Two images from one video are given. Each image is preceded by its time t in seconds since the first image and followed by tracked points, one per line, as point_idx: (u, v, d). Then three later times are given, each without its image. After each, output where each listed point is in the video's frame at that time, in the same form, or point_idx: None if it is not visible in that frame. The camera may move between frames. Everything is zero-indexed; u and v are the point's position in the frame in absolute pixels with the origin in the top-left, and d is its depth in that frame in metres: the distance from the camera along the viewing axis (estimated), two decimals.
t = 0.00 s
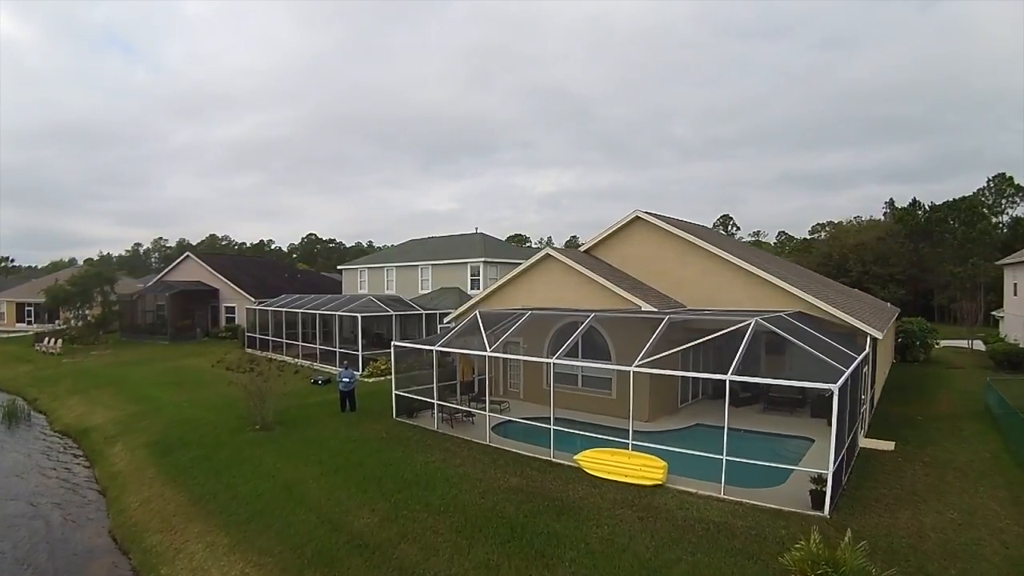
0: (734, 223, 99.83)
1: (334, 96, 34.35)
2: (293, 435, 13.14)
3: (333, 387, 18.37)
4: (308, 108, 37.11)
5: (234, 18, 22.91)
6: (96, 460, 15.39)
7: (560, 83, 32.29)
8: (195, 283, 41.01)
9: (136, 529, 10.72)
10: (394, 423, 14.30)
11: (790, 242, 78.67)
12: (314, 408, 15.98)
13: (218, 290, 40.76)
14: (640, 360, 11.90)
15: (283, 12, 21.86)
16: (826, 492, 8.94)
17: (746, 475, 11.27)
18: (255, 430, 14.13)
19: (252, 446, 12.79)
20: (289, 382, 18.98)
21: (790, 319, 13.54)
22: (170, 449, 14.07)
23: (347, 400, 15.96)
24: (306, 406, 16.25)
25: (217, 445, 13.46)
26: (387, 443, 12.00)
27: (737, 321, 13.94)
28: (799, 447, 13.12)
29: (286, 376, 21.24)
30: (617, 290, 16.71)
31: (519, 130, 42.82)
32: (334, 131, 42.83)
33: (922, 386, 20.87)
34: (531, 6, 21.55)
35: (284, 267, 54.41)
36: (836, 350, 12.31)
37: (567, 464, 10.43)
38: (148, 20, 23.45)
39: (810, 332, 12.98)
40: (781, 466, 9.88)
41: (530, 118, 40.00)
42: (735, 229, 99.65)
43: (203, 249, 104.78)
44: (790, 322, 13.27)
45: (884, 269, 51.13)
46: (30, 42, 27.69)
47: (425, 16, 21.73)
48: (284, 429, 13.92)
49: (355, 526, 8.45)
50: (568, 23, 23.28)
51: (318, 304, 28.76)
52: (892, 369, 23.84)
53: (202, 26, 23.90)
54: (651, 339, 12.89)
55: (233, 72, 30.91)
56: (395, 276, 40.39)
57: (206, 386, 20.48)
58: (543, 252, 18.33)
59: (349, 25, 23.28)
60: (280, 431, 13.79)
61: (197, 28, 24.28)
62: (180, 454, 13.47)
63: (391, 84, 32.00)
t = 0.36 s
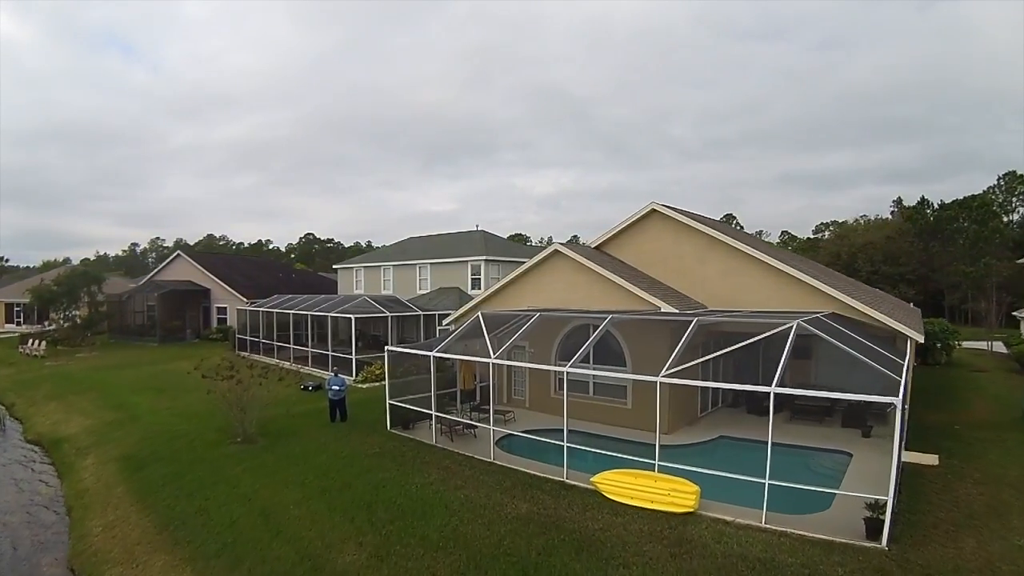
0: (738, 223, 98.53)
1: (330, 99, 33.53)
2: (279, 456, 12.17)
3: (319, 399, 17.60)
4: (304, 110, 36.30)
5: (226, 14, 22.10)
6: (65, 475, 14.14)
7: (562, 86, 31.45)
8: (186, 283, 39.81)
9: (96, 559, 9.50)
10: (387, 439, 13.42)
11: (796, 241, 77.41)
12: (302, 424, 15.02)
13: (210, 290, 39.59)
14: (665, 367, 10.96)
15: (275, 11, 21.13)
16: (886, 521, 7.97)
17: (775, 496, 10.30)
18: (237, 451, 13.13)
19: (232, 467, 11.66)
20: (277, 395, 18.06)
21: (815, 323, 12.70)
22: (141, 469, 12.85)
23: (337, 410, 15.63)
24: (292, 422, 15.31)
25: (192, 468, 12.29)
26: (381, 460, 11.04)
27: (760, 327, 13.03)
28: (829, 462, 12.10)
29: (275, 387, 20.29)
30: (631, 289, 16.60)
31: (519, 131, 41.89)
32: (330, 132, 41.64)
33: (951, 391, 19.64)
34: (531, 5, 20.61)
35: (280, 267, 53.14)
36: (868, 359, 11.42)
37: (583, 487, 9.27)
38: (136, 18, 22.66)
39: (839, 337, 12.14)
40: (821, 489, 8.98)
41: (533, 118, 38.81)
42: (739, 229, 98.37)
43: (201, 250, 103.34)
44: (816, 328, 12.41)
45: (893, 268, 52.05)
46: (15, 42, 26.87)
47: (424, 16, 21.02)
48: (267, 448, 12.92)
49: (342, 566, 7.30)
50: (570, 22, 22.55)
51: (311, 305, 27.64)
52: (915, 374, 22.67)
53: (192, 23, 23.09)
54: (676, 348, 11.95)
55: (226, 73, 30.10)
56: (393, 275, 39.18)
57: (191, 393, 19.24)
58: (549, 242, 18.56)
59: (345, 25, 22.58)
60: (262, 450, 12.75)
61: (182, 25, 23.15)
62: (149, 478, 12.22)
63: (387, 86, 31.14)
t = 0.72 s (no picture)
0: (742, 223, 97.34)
1: (327, 101, 32.65)
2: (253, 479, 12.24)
3: (309, 424, 17.69)
4: (303, 113, 35.55)
5: (220, 16, 21.35)
6: (28, 493, 12.95)
7: (564, 88, 30.59)
8: (177, 284, 38.76)
9: None
10: (359, 468, 13.82)
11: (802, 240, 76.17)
12: (276, 449, 15.20)
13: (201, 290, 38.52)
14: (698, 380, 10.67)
15: (267, 12, 20.32)
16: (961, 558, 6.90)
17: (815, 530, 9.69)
18: (212, 469, 13.05)
19: (204, 488, 11.56)
20: (253, 417, 18.01)
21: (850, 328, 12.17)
22: (108, 486, 12.11)
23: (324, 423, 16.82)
24: (265, 446, 15.40)
25: (165, 484, 12.03)
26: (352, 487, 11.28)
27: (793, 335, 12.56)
28: (866, 486, 11.97)
29: (255, 399, 19.98)
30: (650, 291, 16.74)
31: (520, 132, 41.01)
32: (327, 133, 40.54)
33: (980, 396, 18.56)
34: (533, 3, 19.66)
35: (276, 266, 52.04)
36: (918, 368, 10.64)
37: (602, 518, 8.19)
38: (125, 19, 21.87)
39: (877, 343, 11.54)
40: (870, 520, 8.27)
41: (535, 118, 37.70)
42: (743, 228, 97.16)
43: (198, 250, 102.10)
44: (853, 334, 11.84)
45: (902, 268, 50.57)
46: None
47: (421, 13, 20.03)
48: (240, 470, 12.99)
49: None
50: (573, 24, 21.81)
51: (303, 306, 26.65)
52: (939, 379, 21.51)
53: (183, 25, 22.31)
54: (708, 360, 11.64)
55: (219, 75, 29.24)
56: (390, 275, 38.08)
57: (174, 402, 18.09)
58: (563, 240, 18.90)
59: (340, 26, 21.79)
60: (234, 472, 12.78)
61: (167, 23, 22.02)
62: (117, 496, 11.61)
63: (384, 88, 30.17)
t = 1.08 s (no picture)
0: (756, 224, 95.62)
1: (333, 103, 32.17)
2: (235, 503, 12.37)
3: (306, 435, 17.54)
4: (310, 115, 35.15)
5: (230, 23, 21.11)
6: (5, 505, 12.15)
7: (574, 91, 29.91)
8: (178, 284, 38.41)
9: None
10: (345, 486, 13.84)
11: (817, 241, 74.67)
12: (265, 462, 15.21)
13: (203, 290, 38.05)
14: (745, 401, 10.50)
15: (271, 16, 19.96)
16: None
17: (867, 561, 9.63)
18: (197, 485, 13.09)
19: (183, 512, 11.77)
20: (242, 424, 18.00)
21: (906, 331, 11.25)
22: (90, 499, 11.99)
23: (321, 432, 16.66)
24: (253, 458, 15.41)
25: (148, 500, 12.10)
26: (329, 526, 11.50)
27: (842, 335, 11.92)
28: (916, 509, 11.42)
29: (246, 408, 19.90)
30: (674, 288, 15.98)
31: (528, 135, 40.36)
32: (333, 133, 39.77)
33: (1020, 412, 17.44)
34: None
35: (281, 266, 51.42)
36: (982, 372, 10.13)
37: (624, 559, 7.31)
38: (128, 25, 21.61)
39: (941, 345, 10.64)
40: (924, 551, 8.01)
41: (545, 121, 36.68)
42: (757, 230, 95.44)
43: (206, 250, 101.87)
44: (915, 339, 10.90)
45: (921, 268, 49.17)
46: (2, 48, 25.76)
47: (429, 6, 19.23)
48: (224, 488, 13.07)
49: None
50: (583, 25, 21.26)
51: (306, 306, 26.16)
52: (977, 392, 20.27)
53: (187, 30, 22.02)
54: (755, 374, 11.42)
55: (223, 78, 28.85)
56: (397, 275, 37.35)
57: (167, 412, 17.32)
58: (582, 233, 17.99)
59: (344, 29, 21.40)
60: (217, 490, 12.90)
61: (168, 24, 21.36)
62: (98, 510, 11.59)
63: (390, 91, 29.63)
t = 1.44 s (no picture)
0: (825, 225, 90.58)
1: (388, 107, 31.55)
2: (270, 516, 11.06)
3: (353, 441, 16.24)
4: (365, 117, 34.73)
5: (291, 34, 20.61)
6: (36, 504, 11.23)
7: (634, 91, 28.31)
8: (230, 283, 38.68)
9: None
10: (390, 501, 12.39)
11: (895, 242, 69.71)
12: (306, 470, 13.92)
13: (255, 290, 38.11)
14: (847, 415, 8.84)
15: (329, 23, 19.25)
16: None
17: None
18: (232, 494, 11.87)
19: (214, 524, 10.50)
20: (284, 430, 16.89)
21: None
22: (120, 507, 10.88)
23: (368, 440, 15.32)
24: (294, 465, 14.15)
25: (179, 510, 10.92)
26: (371, 548, 10.09)
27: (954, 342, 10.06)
28: None
29: (289, 412, 18.82)
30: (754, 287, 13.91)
31: (583, 138, 38.87)
32: (387, 136, 39.21)
33: None
34: None
35: (334, 266, 51.44)
36: None
37: None
38: (187, 37, 21.31)
39: None
40: None
41: (604, 125, 34.95)
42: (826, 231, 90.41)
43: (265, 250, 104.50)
44: None
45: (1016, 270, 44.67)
46: (70, 69, 26.13)
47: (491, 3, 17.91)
48: (260, 499, 11.79)
49: None
50: (648, 21, 19.77)
51: (358, 307, 25.68)
52: None
53: (244, 41, 21.60)
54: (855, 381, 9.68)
55: (281, 90, 28.53)
56: (452, 274, 36.38)
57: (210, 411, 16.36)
58: (648, 226, 16.03)
59: (403, 37, 20.55)
60: (253, 501, 11.63)
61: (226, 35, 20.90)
62: (127, 518, 10.45)
63: (445, 96, 28.67)
